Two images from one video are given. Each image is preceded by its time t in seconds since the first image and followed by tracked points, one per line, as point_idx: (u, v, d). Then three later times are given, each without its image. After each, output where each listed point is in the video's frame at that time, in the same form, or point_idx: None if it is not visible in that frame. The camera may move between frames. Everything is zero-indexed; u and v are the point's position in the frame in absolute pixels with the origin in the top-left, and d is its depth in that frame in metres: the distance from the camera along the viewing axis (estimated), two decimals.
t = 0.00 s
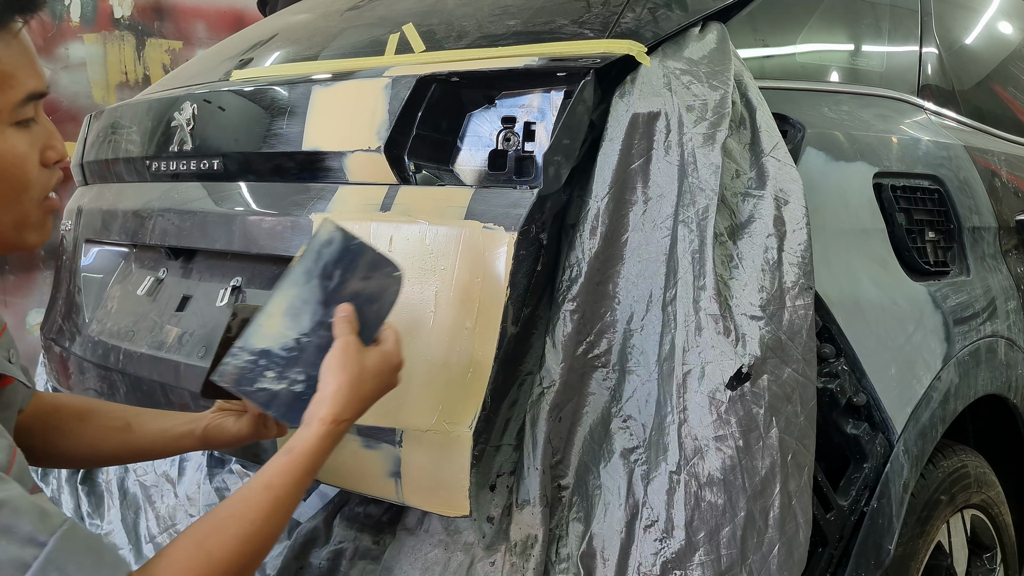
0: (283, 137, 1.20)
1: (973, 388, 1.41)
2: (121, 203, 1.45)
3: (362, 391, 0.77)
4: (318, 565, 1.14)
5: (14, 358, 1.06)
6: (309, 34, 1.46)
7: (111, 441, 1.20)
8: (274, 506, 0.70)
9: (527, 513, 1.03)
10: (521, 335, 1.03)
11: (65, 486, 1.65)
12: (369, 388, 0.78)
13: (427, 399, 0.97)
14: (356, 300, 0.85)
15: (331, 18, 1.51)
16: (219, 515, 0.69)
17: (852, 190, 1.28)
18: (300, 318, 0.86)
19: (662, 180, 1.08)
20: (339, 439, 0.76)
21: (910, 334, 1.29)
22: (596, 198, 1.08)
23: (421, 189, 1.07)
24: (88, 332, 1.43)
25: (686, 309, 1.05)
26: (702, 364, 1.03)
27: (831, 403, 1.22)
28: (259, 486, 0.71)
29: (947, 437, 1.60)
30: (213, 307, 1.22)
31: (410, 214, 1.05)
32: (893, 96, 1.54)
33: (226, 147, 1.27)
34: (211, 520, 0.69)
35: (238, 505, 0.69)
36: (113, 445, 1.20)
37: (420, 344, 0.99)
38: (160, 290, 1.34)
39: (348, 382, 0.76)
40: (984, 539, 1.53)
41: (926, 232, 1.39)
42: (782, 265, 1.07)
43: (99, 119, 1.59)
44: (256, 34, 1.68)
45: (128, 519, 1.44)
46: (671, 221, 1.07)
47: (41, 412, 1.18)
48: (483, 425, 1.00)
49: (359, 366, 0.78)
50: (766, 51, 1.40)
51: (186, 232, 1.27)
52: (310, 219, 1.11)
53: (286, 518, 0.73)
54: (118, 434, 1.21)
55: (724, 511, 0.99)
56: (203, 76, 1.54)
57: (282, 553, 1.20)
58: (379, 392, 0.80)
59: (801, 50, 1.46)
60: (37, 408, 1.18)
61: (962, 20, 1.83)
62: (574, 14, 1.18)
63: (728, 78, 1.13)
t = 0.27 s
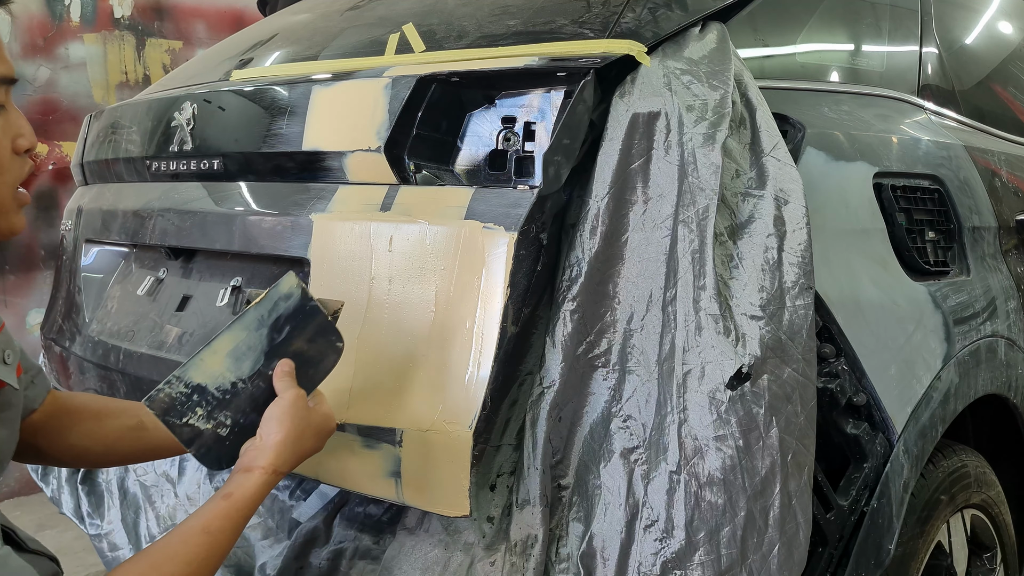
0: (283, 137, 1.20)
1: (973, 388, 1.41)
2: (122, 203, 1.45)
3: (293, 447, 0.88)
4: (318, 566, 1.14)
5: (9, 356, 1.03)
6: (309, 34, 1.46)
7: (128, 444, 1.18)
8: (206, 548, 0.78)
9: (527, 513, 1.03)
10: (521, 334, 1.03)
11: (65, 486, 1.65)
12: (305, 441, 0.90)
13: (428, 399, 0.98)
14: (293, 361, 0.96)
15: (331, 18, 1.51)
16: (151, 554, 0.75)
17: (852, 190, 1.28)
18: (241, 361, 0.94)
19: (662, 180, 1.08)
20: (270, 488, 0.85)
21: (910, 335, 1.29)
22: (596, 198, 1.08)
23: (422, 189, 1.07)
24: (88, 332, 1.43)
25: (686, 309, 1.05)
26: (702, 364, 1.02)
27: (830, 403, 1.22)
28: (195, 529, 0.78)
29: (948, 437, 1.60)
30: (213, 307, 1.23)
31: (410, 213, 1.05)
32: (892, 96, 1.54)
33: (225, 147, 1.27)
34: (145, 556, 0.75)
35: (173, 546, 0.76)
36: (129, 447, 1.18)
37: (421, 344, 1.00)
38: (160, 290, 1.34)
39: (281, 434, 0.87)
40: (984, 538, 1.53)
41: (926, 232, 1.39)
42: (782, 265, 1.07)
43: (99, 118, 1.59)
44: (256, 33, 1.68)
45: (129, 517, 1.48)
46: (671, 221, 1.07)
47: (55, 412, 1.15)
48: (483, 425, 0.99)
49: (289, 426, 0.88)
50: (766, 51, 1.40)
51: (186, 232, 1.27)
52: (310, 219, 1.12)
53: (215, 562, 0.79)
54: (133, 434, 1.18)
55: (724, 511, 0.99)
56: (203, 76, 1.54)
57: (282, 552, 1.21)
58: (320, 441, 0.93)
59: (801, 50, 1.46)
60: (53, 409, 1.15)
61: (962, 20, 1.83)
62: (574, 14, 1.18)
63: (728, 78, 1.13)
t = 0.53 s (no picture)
0: (283, 138, 1.20)
1: (973, 388, 1.41)
2: (122, 203, 1.45)
3: (300, 436, 0.89)
4: (318, 566, 1.14)
5: None
6: (309, 34, 1.46)
7: (84, 429, 1.24)
8: (209, 527, 0.79)
9: (527, 513, 1.03)
10: (521, 334, 1.03)
11: (66, 486, 1.65)
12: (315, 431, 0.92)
13: (428, 399, 0.98)
14: (332, 365, 1.00)
15: (331, 18, 1.51)
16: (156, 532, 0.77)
17: (852, 190, 1.28)
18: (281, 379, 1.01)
19: (662, 180, 1.08)
20: (276, 472, 0.86)
21: (910, 335, 1.29)
22: (596, 198, 1.08)
23: (422, 189, 1.07)
24: (88, 332, 1.43)
25: (686, 309, 1.05)
26: (702, 364, 1.03)
27: (830, 403, 1.22)
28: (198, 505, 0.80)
29: (948, 437, 1.60)
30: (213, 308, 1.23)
31: (410, 213, 1.05)
32: (893, 96, 1.54)
33: (225, 147, 1.27)
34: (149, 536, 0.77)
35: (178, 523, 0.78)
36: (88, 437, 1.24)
37: (422, 343, 1.00)
38: (160, 290, 1.34)
39: (287, 421, 0.89)
40: (984, 539, 1.53)
41: (926, 232, 1.39)
42: (782, 265, 1.07)
43: (99, 118, 1.59)
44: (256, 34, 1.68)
45: (129, 517, 1.49)
46: (671, 221, 1.07)
47: (15, 414, 1.22)
48: (483, 425, 0.99)
49: (296, 415, 0.90)
50: (766, 51, 1.40)
51: (186, 232, 1.27)
52: (310, 219, 1.12)
53: (217, 541, 0.80)
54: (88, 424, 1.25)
55: (724, 511, 0.99)
56: (203, 76, 1.54)
57: (282, 552, 1.21)
58: (330, 433, 0.94)
59: (801, 50, 1.46)
60: (8, 411, 1.22)
61: (962, 20, 1.83)
62: (574, 14, 1.18)
63: (728, 78, 1.13)
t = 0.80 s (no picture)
0: (283, 138, 1.20)
1: (973, 388, 1.41)
2: (122, 203, 1.45)
3: (455, 313, 0.84)
4: (318, 566, 1.13)
5: None
6: (309, 34, 1.46)
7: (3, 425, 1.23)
8: (333, 401, 0.75)
9: (527, 513, 1.03)
10: (521, 334, 1.03)
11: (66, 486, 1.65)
12: (462, 310, 0.84)
13: (428, 399, 0.98)
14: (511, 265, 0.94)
15: (331, 18, 1.51)
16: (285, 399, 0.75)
17: (852, 190, 1.28)
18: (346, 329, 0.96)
19: (662, 180, 1.08)
20: (413, 349, 0.82)
21: (910, 334, 1.29)
22: (596, 198, 1.08)
23: (421, 189, 1.07)
24: (88, 332, 1.44)
25: (686, 308, 1.05)
26: (702, 364, 1.03)
27: (830, 403, 1.22)
28: (321, 380, 0.77)
29: (948, 437, 1.60)
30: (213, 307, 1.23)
31: (410, 213, 1.05)
32: (893, 96, 1.54)
33: (225, 147, 1.27)
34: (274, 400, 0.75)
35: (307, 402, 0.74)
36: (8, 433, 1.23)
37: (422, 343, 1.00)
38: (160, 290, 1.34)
39: (442, 300, 0.84)
40: (984, 539, 1.53)
41: (926, 232, 1.39)
42: (782, 265, 1.07)
43: (99, 118, 1.59)
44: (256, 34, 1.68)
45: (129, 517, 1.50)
46: (671, 221, 1.07)
47: None
48: (482, 425, 1.01)
49: (467, 293, 0.85)
50: (766, 51, 1.40)
51: (186, 233, 1.27)
52: (310, 219, 1.12)
53: (339, 423, 0.76)
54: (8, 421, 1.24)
55: (724, 511, 0.99)
56: (203, 76, 1.54)
57: (281, 552, 1.21)
58: (475, 320, 0.85)
59: (801, 50, 1.46)
60: None
61: (962, 21, 1.83)
62: (574, 14, 1.18)
63: (728, 78, 1.13)
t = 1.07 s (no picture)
0: (283, 138, 1.20)
1: (973, 388, 1.41)
2: (121, 203, 1.45)
3: (464, 317, 0.89)
4: (318, 566, 1.13)
5: None
6: (309, 34, 1.46)
7: None
8: (357, 400, 0.80)
9: (527, 513, 1.03)
10: (521, 334, 1.04)
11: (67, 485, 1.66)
12: (472, 312, 0.89)
13: (428, 399, 0.98)
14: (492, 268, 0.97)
15: (331, 18, 1.51)
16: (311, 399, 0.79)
17: (852, 190, 1.28)
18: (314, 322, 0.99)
19: (662, 180, 1.08)
20: (428, 351, 0.86)
21: (910, 334, 1.29)
22: (596, 198, 1.08)
23: (421, 190, 1.07)
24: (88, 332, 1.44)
25: (686, 308, 1.05)
26: (702, 364, 1.03)
27: (830, 403, 1.22)
28: (344, 382, 0.81)
29: (948, 437, 1.60)
30: (213, 307, 1.23)
31: (410, 214, 1.05)
32: (893, 96, 1.54)
33: (226, 148, 1.27)
34: (302, 401, 0.79)
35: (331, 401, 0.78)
36: None
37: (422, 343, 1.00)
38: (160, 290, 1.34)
39: (451, 305, 0.89)
40: (984, 539, 1.53)
41: (926, 232, 1.39)
42: (782, 265, 1.07)
43: (99, 118, 1.59)
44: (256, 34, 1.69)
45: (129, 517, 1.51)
46: (671, 221, 1.07)
47: None
48: (482, 425, 1.01)
49: (478, 298, 0.90)
50: (766, 51, 1.40)
51: (186, 233, 1.27)
52: (310, 219, 1.12)
53: (363, 422, 0.80)
54: None
55: (724, 511, 0.99)
56: (203, 76, 1.54)
57: (281, 552, 1.21)
58: (483, 322, 0.91)
59: (801, 50, 1.46)
60: None
61: (962, 21, 1.83)
62: (574, 14, 1.18)
63: (728, 78, 1.13)
